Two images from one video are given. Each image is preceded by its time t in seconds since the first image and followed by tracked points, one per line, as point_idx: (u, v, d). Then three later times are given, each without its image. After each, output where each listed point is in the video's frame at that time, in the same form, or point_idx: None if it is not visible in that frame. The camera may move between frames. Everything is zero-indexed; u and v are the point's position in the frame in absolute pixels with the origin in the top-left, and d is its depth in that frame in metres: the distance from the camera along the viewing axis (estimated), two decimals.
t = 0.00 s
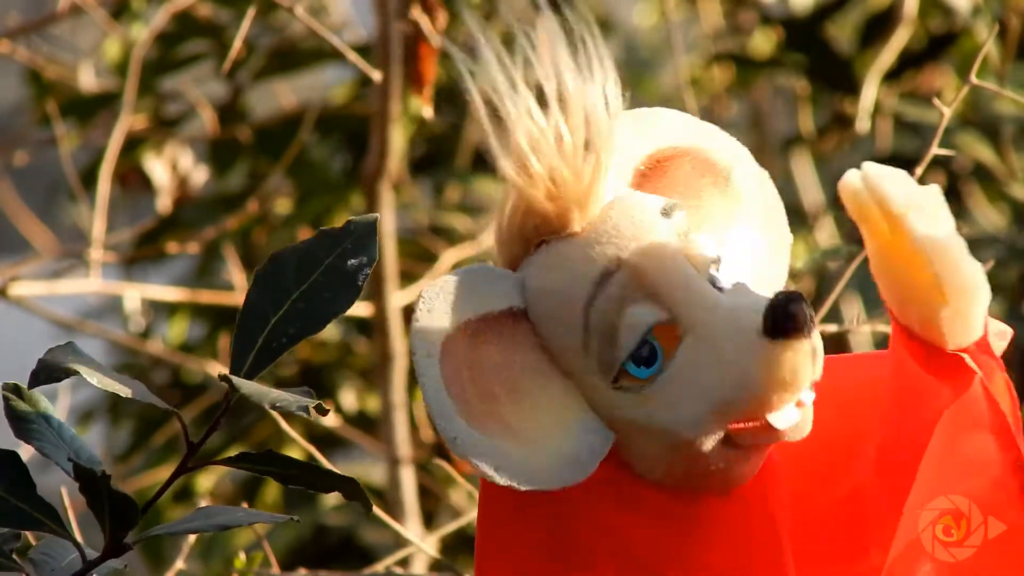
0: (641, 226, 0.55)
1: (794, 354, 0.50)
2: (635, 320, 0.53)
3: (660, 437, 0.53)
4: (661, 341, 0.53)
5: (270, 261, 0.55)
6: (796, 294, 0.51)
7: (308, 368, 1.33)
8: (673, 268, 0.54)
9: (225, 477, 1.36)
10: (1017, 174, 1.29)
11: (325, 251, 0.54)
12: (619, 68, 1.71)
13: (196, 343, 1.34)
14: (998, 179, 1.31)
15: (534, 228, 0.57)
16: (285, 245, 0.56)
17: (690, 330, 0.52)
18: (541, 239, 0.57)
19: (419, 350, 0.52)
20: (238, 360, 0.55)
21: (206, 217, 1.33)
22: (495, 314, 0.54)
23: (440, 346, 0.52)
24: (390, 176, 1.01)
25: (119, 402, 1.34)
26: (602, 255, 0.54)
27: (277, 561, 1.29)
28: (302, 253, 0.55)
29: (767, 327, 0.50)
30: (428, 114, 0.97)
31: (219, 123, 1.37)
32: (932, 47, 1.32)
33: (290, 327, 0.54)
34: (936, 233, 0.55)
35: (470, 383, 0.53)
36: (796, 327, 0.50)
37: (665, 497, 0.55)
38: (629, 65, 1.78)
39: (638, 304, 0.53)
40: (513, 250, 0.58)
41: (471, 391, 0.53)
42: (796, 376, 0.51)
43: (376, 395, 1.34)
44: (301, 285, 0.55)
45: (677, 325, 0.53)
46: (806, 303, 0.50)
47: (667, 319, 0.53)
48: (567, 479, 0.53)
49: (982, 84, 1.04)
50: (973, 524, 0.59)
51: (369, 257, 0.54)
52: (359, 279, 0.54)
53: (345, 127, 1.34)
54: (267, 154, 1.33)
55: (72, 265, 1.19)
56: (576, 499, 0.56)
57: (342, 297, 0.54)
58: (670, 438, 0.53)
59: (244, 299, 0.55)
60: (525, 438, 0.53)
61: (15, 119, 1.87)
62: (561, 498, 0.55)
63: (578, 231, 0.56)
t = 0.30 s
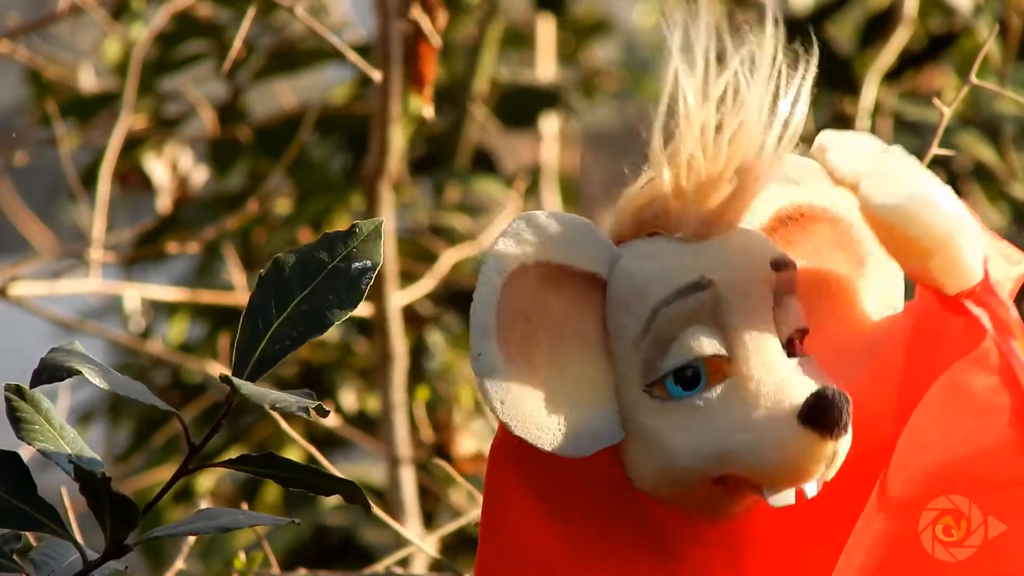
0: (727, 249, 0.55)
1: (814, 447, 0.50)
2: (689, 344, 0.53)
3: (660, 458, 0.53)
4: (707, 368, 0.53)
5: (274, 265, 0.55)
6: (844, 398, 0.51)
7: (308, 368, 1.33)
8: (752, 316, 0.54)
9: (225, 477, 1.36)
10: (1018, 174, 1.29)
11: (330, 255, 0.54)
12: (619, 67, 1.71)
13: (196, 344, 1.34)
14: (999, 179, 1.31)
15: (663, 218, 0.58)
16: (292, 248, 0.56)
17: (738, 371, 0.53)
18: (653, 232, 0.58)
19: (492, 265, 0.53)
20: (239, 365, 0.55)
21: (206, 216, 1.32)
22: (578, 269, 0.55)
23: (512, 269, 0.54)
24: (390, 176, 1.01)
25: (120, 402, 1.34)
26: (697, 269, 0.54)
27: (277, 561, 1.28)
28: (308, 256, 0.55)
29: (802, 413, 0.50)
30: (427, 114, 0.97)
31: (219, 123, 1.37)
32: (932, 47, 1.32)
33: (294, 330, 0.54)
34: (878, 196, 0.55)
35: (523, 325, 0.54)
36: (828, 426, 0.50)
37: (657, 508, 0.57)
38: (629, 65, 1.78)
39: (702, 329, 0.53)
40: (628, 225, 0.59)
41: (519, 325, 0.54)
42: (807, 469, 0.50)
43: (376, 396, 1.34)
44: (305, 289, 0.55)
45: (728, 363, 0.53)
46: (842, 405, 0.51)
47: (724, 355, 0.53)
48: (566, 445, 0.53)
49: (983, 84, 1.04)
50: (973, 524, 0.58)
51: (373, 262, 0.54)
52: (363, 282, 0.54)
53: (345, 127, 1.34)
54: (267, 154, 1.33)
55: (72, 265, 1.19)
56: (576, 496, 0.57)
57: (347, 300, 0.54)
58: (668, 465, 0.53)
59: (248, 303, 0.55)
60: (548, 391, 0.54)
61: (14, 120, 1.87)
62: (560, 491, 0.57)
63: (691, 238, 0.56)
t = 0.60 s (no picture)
0: (844, 305, 0.55)
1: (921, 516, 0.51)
2: (808, 398, 0.53)
3: (758, 500, 0.54)
4: (816, 424, 0.54)
5: (275, 270, 0.55)
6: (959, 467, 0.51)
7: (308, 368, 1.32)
8: (868, 375, 0.54)
9: (225, 477, 1.36)
10: (1018, 174, 1.29)
11: (333, 260, 0.55)
12: (619, 67, 1.70)
13: (197, 344, 1.34)
14: (999, 180, 1.31)
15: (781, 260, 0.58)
16: (294, 252, 0.56)
17: (849, 427, 0.53)
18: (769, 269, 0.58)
19: (625, 298, 0.54)
20: (241, 367, 0.55)
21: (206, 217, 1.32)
22: (702, 305, 0.56)
23: (644, 304, 0.54)
24: (390, 177, 1.01)
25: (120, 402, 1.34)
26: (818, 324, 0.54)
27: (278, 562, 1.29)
28: (310, 261, 0.55)
29: (915, 478, 0.50)
30: (428, 115, 0.97)
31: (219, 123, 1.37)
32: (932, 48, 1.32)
33: (297, 333, 0.54)
34: (834, 211, 0.53)
35: (647, 359, 0.54)
36: (941, 497, 0.50)
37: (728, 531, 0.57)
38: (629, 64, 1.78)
39: (818, 383, 0.54)
40: (744, 257, 0.60)
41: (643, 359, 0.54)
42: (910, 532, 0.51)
43: (377, 395, 1.34)
44: (308, 293, 0.55)
45: (837, 416, 0.54)
46: (960, 478, 0.50)
47: (833, 409, 0.54)
48: (679, 486, 0.54)
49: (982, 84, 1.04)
50: (971, 523, 0.60)
51: (377, 266, 0.54)
52: (367, 287, 0.54)
53: (345, 127, 1.34)
54: (267, 154, 1.33)
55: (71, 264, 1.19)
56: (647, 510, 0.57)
57: (351, 303, 0.54)
58: (766, 509, 0.54)
59: (249, 305, 0.55)
60: (665, 426, 0.54)
61: (13, 119, 1.87)
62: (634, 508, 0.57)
63: (813, 288, 0.56)
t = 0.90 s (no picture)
0: (847, 297, 0.56)
1: (928, 504, 0.52)
2: (813, 393, 0.54)
3: (765, 493, 0.56)
4: (820, 416, 0.55)
5: (274, 269, 0.55)
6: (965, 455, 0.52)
7: (308, 369, 1.32)
8: (871, 365, 0.55)
9: (225, 477, 1.36)
10: (1017, 174, 1.29)
11: (331, 258, 0.55)
12: (619, 66, 1.70)
13: (196, 344, 1.35)
14: (999, 179, 1.31)
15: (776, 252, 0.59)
16: (294, 251, 0.56)
17: (852, 419, 0.55)
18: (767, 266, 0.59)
19: (627, 303, 0.56)
20: (241, 366, 0.55)
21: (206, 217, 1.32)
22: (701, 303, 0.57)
23: (644, 307, 0.56)
24: (390, 177, 1.01)
25: (120, 402, 1.34)
26: (819, 317, 0.55)
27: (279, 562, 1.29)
28: (309, 259, 0.55)
29: (921, 468, 0.52)
30: (428, 114, 0.97)
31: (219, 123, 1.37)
32: (932, 48, 1.32)
33: (296, 331, 0.54)
34: (811, 238, 0.55)
35: (651, 361, 0.56)
36: (946, 484, 0.51)
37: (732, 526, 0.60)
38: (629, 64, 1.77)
39: (822, 377, 0.55)
40: (745, 254, 0.61)
41: (645, 361, 0.56)
42: (916, 521, 0.52)
43: (377, 395, 1.34)
44: (306, 291, 0.55)
45: (842, 407, 0.55)
46: (966, 466, 0.51)
47: (837, 400, 0.55)
48: (687, 485, 0.56)
49: (982, 85, 1.03)
50: (973, 525, 0.59)
51: (375, 264, 0.54)
52: (365, 285, 0.54)
53: (345, 127, 1.34)
54: (267, 154, 1.33)
55: (71, 264, 1.19)
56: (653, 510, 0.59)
57: (350, 300, 0.54)
58: (774, 504, 0.56)
59: (248, 305, 0.55)
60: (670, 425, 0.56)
61: (12, 119, 1.87)
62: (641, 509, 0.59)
63: (816, 281, 0.56)
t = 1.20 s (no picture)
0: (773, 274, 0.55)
1: (856, 471, 0.52)
2: (740, 368, 0.54)
3: (697, 471, 0.55)
4: (752, 392, 0.54)
5: (275, 269, 0.56)
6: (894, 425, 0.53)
7: (308, 368, 1.33)
8: (798, 340, 0.54)
9: (225, 476, 1.36)
10: (1017, 174, 1.29)
11: (332, 258, 0.55)
12: (619, 66, 1.70)
13: (196, 344, 1.35)
14: (998, 180, 1.31)
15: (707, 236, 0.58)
16: (295, 252, 0.56)
17: (781, 394, 0.54)
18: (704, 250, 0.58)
19: (548, 284, 0.55)
20: (241, 366, 0.55)
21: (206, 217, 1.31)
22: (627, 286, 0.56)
23: (567, 289, 0.55)
24: (390, 177, 1.01)
25: (120, 402, 1.34)
26: (743, 293, 0.55)
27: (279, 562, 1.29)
28: (309, 259, 0.55)
29: (850, 435, 0.52)
30: (428, 114, 0.97)
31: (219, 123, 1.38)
32: (932, 48, 1.32)
33: (296, 332, 0.54)
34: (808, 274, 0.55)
35: (578, 343, 0.55)
36: (876, 451, 0.52)
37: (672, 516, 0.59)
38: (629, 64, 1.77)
39: (748, 352, 0.54)
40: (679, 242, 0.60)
41: (570, 344, 0.55)
42: (849, 488, 0.52)
43: (377, 395, 1.35)
44: (306, 292, 0.55)
45: (772, 382, 0.54)
46: (893, 432, 0.52)
47: (766, 375, 0.54)
48: (612, 464, 0.55)
49: (982, 85, 1.03)
50: (973, 525, 0.59)
51: (375, 264, 0.54)
52: (365, 285, 0.54)
53: (344, 127, 1.34)
54: (267, 154, 1.33)
55: (71, 264, 1.19)
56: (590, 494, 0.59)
57: (350, 301, 0.54)
58: (707, 481, 0.55)
59: (249, 305, 0.55)
60: (595, 408, 0.55)
61: (12, 119, 1.87)
62: (580, 490, 0.59)
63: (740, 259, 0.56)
